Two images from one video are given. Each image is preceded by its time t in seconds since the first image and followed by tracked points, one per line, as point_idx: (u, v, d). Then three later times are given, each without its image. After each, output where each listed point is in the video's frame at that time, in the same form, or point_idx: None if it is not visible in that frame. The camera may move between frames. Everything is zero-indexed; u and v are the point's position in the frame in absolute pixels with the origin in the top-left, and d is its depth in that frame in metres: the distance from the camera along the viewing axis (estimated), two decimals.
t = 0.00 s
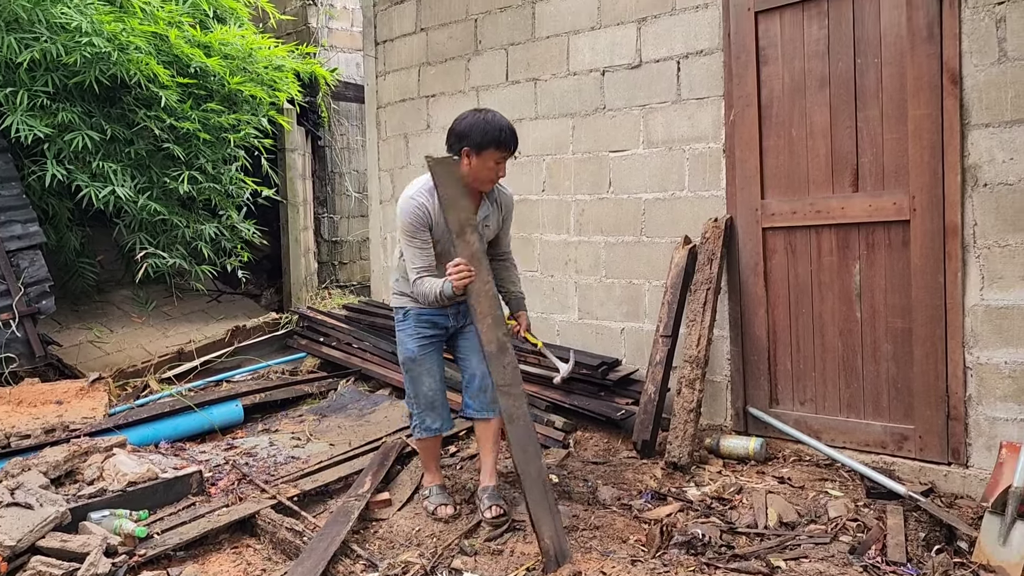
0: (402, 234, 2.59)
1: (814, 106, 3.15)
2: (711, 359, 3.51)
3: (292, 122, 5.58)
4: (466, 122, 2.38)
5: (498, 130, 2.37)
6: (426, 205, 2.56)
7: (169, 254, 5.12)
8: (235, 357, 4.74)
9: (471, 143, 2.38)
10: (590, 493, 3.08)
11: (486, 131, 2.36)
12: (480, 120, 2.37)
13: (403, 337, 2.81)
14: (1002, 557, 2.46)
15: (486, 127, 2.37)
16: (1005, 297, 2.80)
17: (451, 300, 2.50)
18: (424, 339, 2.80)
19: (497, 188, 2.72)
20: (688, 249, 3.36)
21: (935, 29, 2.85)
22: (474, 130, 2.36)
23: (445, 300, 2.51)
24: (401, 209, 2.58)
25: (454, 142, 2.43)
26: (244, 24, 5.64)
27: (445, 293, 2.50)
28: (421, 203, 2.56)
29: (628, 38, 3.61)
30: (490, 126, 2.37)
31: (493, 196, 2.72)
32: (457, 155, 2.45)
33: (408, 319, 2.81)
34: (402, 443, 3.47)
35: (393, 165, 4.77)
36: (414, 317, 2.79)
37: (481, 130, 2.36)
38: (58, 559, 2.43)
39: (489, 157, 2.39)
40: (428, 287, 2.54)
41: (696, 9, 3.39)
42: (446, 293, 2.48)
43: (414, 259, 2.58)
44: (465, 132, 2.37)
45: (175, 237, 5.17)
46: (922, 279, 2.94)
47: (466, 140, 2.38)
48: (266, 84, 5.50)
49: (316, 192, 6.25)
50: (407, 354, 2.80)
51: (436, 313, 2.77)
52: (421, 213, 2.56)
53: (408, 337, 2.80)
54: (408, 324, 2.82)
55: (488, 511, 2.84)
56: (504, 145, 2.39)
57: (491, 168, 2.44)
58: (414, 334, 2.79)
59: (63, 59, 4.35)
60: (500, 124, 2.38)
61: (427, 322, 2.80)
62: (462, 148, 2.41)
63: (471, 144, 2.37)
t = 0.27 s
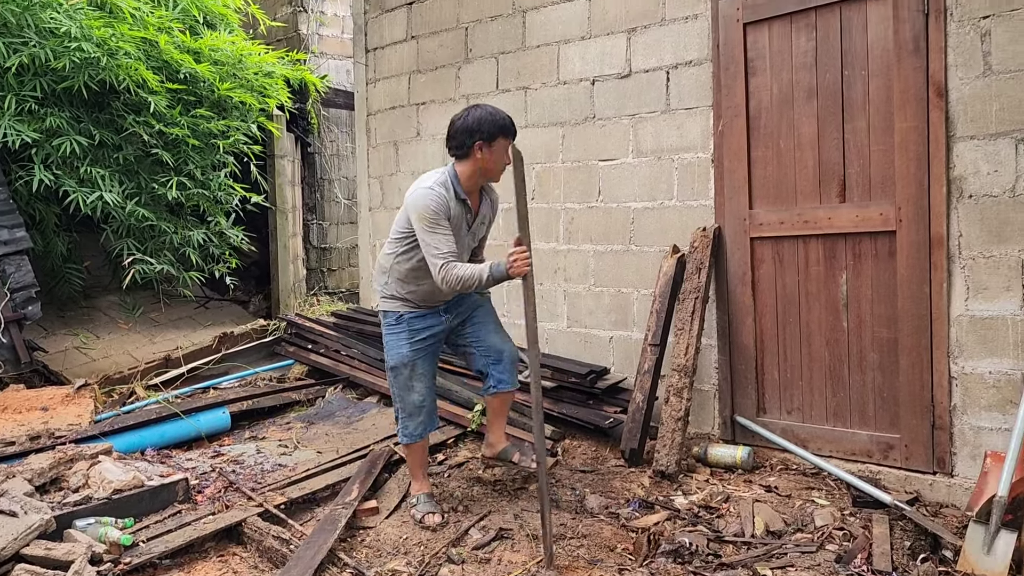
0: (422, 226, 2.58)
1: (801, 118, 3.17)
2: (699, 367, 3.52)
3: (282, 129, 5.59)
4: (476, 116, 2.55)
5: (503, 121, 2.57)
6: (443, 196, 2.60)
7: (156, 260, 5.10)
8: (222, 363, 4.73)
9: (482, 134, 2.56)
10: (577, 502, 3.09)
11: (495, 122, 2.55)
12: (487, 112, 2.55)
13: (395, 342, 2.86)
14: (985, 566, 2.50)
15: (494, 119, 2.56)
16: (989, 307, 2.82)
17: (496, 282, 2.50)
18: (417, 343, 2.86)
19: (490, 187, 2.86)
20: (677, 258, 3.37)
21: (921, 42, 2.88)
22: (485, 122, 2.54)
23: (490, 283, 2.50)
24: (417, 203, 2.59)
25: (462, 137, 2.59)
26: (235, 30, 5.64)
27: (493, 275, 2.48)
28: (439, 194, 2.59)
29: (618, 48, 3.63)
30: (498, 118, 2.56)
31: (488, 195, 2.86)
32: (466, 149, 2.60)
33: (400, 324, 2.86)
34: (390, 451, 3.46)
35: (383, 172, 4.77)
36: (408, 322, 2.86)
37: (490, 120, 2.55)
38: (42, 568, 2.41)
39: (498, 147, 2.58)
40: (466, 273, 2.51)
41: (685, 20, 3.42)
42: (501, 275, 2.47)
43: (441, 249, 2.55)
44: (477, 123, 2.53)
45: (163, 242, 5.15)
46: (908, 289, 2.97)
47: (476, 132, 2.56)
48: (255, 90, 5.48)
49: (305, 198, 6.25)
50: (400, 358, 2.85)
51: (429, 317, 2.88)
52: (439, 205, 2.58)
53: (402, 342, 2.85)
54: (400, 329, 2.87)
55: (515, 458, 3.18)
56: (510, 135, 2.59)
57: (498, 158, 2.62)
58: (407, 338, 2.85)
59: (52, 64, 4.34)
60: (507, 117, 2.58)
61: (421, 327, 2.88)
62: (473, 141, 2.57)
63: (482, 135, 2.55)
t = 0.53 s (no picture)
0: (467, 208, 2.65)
1: (785, 125, 3.20)
2: (684, 373, 3.54)
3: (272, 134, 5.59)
4: (501, 120, 2.74)
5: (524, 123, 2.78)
6: (480, 184, 2.70)
7: (141, 265, 5.07)
8: (207, 369, 4.75)
9: (507, 138, 2.75)
10: (563, 507, 3.09)
11: (518, 123, 2.76)
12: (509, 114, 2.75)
13: (407, 345, 2.86)
14: (967, 570, 2.51)
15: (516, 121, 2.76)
16: (970, 314, 2.85)
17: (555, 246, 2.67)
18: (427, 349, 2.89)
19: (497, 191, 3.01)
20: (662, 264, 3.38)
21: (903, 52, 2.90)
22: (511, 123, 2.75)
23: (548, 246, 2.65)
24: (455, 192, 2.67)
25: (487, 141, 2.75)
26: (221, 34, 5.63)
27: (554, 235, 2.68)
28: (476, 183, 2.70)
29: (604, 55, 3.65)
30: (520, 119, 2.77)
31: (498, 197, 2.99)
32: (492, 153, 2.77)
33: (412, 327, 2.86)
34: (375, 457, 3.46)
35: (369, 177, 4.77)
36: (421, 326, 2.88)
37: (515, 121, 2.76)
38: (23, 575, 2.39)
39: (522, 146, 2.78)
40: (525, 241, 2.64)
41: (671, 28, 3.44)
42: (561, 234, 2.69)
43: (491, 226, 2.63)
44: (501, 127, 2.72)
45: (147, 247, 5.12)
46: (890, 296, 2.99)
47: (502, 134, 2.74)
48: (242, 94, 5.49)
49: (291, 203, 6.24)
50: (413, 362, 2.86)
51: (440, 322, 2.92)
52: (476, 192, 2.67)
53: (414, 346, 2.87)
54: (410, 332, 2.87)
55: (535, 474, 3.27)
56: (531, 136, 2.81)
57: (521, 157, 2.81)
58: (418, 342, 2.87)
59: (36, 67, 4.32)
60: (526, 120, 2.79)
61: (429, 332, 2.90)
62: (500, 143, 2.75)
63: (508, 137, 2.74)
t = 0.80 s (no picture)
0: (521, 202, 2.82)
1: (770, 128, 3.22)
2: (670, 376, 3.55)
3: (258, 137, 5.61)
4: (512, 121, 2.91)
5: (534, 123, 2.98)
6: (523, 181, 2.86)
7: (125, 268, 5.04)
8: (193, 373, 4.72)
9: (520, 137, 2.92)
10: (549, 510, 3.09)
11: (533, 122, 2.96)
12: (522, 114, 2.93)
13: (433, 348, 2.88)
14: (950, 571, 2.53)
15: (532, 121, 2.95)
16: (953, 316, 2.87)
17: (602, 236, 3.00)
18: (448, 353, 2.92)
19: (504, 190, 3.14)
20: (648, 266, 3.39)
21: (886, 55, 2.92)
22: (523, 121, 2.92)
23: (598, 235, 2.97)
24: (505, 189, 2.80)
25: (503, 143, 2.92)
26: (206, 37, 5.61)
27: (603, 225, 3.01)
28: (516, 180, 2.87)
29: (590, 59, 3.66)
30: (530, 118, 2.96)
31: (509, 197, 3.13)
32: (506, 154, 2.94)
33: (438, 330, 2.88)
34: (362, 461, 3.45)
35: (356, 180, 4.76)
36: (446, 329, 2.91)
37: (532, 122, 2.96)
38: None
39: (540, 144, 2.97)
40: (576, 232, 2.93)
41: (657, 31, 3.45)
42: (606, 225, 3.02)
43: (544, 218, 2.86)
44: (511, 129, 2.90)
45: (132, 251, 5.10)
46: (874, 297, 3.01)
47: (516, 134, 2.91)
48: (227, 97, 5.47)
49: (277, 207, 6.23)
50: (437, 365, 2.88)
51: (462, 325, 2.97)
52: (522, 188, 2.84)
53: (439, 349, 2.89)
54: (435, 334, 2.89)
55: (523, 477, 3.29)
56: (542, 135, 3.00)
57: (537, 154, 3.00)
58: (441, 345, 2.90)
59: (19, 69, 4.29)
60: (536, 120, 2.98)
61: (451, 335, 2.93)
62: (515, 142, 2.92)
63: (521, 136, 2.91)
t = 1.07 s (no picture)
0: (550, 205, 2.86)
1: (760, 128, 3.22)
2: (662, 376, 3.55)
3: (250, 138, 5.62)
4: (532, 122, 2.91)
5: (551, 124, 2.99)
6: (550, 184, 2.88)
7: (115, 270, 5.02)
8: (183, 375, 4.71)
9: (538, 138, 2.92)
10: (541, 511, 3.09)
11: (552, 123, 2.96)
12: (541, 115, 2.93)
13: (448, 341, 2.89)
14: (941, 568, 2.55)
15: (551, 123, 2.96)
16: (943, 314, 2.88)
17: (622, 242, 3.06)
18: (460, 348, 2.93)
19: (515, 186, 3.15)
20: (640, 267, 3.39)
21: (876, 55, 2.93)
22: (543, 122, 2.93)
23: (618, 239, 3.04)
24: (534, 191, 2.82)
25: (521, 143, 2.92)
26: (195, 38, 5.59)
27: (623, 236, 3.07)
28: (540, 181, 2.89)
29: (580, 59, 3.66)
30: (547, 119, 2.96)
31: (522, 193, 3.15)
32: (522, 155, 2.95)
33: (453, 324, 2.90)
34: (353, 462, 3.44)
35: (347, 181, 4.75)
36: (460, 324, 2.92)
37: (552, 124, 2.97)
38: None
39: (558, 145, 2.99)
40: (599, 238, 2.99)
41: (647, 32, 3.46)
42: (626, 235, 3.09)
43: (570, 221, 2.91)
44: (528, 130, 2.90)
45: (122, 253, 5.07)
46: (865, 297, 3.02)
47: (536, 135, 2.91)
48: (217, 99, 5.45)
49: (267, 208, 6.22)
50: (450, 359, 2.89)
51: (473, 322, 2.99)
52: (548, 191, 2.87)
53: (453, 343, 2.90)
54: (450, 328, 2.90)
55: (515, 477, 3.29)
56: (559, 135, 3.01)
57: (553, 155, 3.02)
58: (454, 340, 2.91)
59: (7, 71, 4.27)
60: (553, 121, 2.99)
61: (463, 331, 2.95)
62: (533, 142, 2.92)
63: (540, 137, 2.91)
